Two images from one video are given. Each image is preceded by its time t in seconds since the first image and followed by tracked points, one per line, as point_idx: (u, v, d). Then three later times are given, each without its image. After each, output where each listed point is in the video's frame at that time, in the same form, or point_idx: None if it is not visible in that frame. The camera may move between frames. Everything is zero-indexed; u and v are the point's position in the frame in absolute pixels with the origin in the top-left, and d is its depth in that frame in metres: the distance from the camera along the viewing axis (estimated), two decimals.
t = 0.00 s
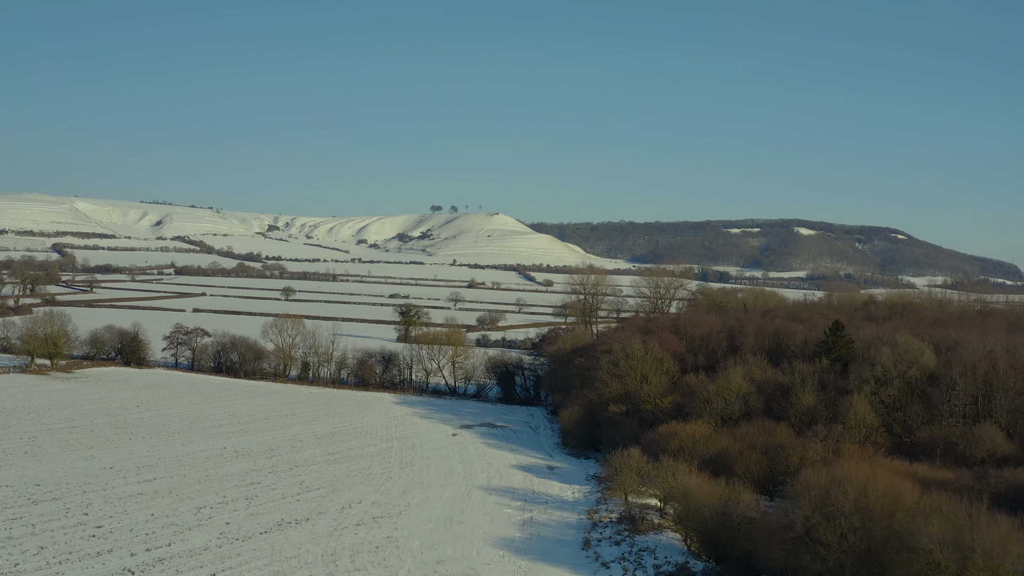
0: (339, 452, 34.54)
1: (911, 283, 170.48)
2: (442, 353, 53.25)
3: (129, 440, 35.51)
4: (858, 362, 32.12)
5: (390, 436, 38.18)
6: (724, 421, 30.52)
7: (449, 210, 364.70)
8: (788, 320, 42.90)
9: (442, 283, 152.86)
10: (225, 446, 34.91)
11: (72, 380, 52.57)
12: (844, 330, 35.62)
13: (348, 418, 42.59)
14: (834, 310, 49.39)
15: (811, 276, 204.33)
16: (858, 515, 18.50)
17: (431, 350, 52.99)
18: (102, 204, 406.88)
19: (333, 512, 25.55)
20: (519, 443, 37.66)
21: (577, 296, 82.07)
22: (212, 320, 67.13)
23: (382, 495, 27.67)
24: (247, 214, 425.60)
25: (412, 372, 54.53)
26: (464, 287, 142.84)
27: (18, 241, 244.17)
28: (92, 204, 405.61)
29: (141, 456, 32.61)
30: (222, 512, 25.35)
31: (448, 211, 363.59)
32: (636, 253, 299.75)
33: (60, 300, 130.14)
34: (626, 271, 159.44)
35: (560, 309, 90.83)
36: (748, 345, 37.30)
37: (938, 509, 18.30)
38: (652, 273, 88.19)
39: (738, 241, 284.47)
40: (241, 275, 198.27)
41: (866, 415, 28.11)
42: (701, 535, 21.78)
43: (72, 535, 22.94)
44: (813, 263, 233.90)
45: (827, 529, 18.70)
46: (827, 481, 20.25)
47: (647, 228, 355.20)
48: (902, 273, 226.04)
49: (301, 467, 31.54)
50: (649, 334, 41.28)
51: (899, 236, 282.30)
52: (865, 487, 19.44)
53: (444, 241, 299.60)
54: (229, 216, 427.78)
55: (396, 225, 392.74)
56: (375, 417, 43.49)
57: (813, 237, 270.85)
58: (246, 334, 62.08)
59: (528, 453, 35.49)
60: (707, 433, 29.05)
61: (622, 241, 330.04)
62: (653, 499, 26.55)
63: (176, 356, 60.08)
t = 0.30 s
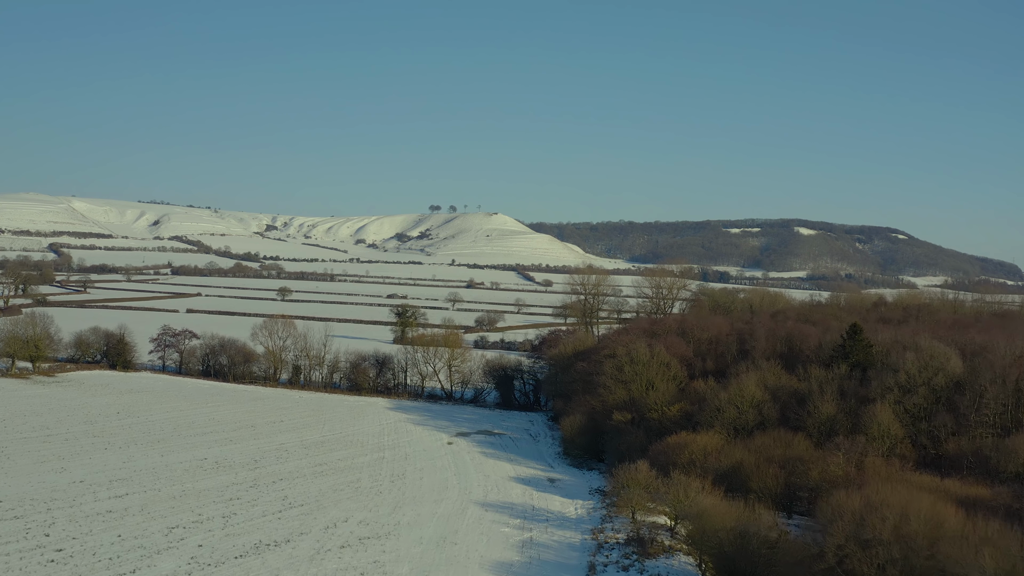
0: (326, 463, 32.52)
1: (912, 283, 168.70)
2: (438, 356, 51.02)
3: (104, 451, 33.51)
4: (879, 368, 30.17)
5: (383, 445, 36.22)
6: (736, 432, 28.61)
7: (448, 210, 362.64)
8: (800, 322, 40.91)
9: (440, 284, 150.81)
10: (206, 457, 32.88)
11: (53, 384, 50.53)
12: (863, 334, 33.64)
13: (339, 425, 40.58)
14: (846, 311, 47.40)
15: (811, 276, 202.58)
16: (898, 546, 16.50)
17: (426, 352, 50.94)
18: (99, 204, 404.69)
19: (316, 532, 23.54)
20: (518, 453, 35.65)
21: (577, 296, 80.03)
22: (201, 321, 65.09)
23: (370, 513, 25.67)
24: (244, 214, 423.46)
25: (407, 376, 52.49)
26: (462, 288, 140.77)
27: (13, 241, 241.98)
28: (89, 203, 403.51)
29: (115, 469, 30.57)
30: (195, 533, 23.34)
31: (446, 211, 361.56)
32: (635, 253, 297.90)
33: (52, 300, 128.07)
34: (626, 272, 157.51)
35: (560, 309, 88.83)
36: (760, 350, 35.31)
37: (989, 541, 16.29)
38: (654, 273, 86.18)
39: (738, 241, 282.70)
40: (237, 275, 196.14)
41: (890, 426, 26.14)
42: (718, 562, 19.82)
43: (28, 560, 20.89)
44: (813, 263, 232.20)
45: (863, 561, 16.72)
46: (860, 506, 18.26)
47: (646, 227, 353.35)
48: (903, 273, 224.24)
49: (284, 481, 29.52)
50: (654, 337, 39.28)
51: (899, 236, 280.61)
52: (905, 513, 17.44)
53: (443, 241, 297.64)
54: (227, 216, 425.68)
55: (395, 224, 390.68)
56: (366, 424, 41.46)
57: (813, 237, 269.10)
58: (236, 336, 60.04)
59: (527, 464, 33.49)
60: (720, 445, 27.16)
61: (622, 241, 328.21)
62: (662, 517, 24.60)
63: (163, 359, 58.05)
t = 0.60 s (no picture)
0: (311, 476, 30.36)
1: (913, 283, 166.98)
2: (433, 360, 48.73)
3: (74, 463, 31.31)
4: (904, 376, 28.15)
5: (373, 455, 34.02)
6: (752, 444, 26.51)
7: (447, 210, 360.60)
8: (814, 325, 38.81)
9: (437, 284, 148.72)
10: (183, 470, 30.68)
11: (32, 389, 48.34)
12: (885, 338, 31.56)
13: (328, 432, 38.39)
14: (860, 313, 45.29)
15: (812, 276, 200.73)
16: None
17: (421, 355, 48.76)
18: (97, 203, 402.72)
19: (293, 557, 21.41)
20: (516, 465, 33.48)
21: (577, 297, 77.93)
22: (189, 323, 62.90)
23: (355, 535, 23.50)
24: (242, 214, 421.63)
25: (401, 380, 50.30)
26: (460, 288, 138.65)
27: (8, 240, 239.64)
28: (86, 203, 401.13)
29: (82, 484, 28.37)
30: (162, 557, 21.24)
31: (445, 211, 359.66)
32: (634, 253, 296.06)
33: (42, 300, 125.71)
34: (625, 271, 155.47)
35: (560, 310, 86.67)
36: (774, 355, 33.21)
37: None
38: (656, 273, 84.06)
39: (738, 241, 280.79)
40: (233, 275, 193.87)
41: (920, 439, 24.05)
42: None
43: None
44: (813, 263, 230.40)
45: None
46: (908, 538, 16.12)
47: (645, 227, 351.47)
48: (903, 273, 222.46)
49: (264, 497, 27.40)
50: (661, 340, 37.17)
51: (899, 236, 279.04)
52: (960, 545, 15.32)
53: (441, 241, 295.57)
54: (224, 216, 423.27)
55: (393, 224, 388.61)
56: (357, 432, 39.29)
57: (813, 237, 267.33)
58: (224, 338, 57.86)
59: (526, 477, 31.32)
60: (735, 459, 25.06)
61: (621, 241, 326.33)
62: (674, 539, 22.47)
63: (148, 362, 55.84)
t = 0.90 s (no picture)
0: (293, 491, 28.09)
1: (914, 283, 165.22)
2: (428, 362, 46.49)
3: (38, 476, 28.98)
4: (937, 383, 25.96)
5: (361, 467, 31.72)
6: (772, 457, 24.37)
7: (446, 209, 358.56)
8: (831, 327, 36.61)
9: (435, 284, 146.65)
10: (155, 484, 28.35)
11: (7, 394, 46.06)
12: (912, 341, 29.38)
13: (315, 442, 36.08)
14: (876, 314, 43.09)
15: (812, 276, 198.88)
16: None
17: (415, 358, 46.52)
18: (94, 203, 400.59)
19: None
20: (515, 477, 31.23)
21: (578, 297, 75.73)
22: (176, 325, 60.65)
23: (336, 562, 21.20)
24: (240, 213, 419.37)
25: (395, 384, 48.05)
26: (458, 288, 136.49)
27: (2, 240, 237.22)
28: (83, 203, 398.78)
29: (42, 500, 26.05)
30: None
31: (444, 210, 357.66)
32: (634, 253, 294.21)
33: (32, 300, 123.28)
34: (625, 271, 153.45)
35: (560, 311, 84.35)
36: (792, 359, 31.00)
37: None
38: (658, 272, 81.74)
39: (738, 241, 278.88)
40: (229, 275, 191.49)
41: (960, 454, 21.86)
42: None
43: None
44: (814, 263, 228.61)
45: None
46: None
47: (645, 227, 349.61)
48: (904, 273, 220.64)
49: (241, 516, 25.11)
50: (670, 343, 34.93)
51: (899, 236, 277.28)
52: None
53: (439, 241, 293.41)
54: (222, 216, 420.48)
55: (392, 224, 386.58)
56: (346, 440, 37.03)
57: (813, 237, 265.50)
58: (211, 340, 55.59)
59: (525, 491, 29.08)
60: (756, 475, 22.91)
61: (620, 241, 324.46)
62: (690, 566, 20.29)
63: (132, 365, 53.58)
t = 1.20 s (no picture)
0: (271, 510, 25.60)
1: (915, 283, 163.35)
2: (423, 366, 44.03)
3: None
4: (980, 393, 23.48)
5: (348, 481, 29.24)
6: (800, 476, 21.97)
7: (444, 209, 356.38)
8: (852, 329, 34.14)
9: (433, 284, 144.56)
10: (120, 503, 25.87)
11: None
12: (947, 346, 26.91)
13: (300, 452, 33.57)
14: (897, 315, 40.65)
15: (813, 276, 196.94)
16: None
17: (409, 361, 44.03)
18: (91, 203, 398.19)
19: None
20: (514, 493, 28.74)
21: (579, 297, 73.38)
22: (162, 326, 58.18)
23: None
24: (238, 213, 417.08)
25: (387, 389, 45.56)
26: (456, 288, 134.26)
27: None
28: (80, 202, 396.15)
29: None
30: None
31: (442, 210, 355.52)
32: (633, 253, 292.26)
33: (21, 300, 120.58)
34: (625, 271, 151.30)
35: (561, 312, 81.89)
36: (815, 365, 28.53)
37: None
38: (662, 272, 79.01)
39: (738, 241, 277.02)
40: (225, 275, 188.94)
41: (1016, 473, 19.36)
42: None
43: None
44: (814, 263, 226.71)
45: None
46: None
47: (645, 227, 347.59)
48: (905, 273, 218.75)
49: (210, 541, 22.62)
50: (681, 348, 32.45)
51: (900, 235, 275.35)
52: None
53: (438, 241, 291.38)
54: (220, 216, 418.15)
55: (390, 224, 384.38)
56: (334, 451, 34.55)
57: (813, 237, 263.54)
58: (196, 342, 53.11)
59: (526, 509, 26.61)
60: (784, 497, 20.49)
61: (620, 241, 322.48)
62: None
63: (113, 369, 51.05)
